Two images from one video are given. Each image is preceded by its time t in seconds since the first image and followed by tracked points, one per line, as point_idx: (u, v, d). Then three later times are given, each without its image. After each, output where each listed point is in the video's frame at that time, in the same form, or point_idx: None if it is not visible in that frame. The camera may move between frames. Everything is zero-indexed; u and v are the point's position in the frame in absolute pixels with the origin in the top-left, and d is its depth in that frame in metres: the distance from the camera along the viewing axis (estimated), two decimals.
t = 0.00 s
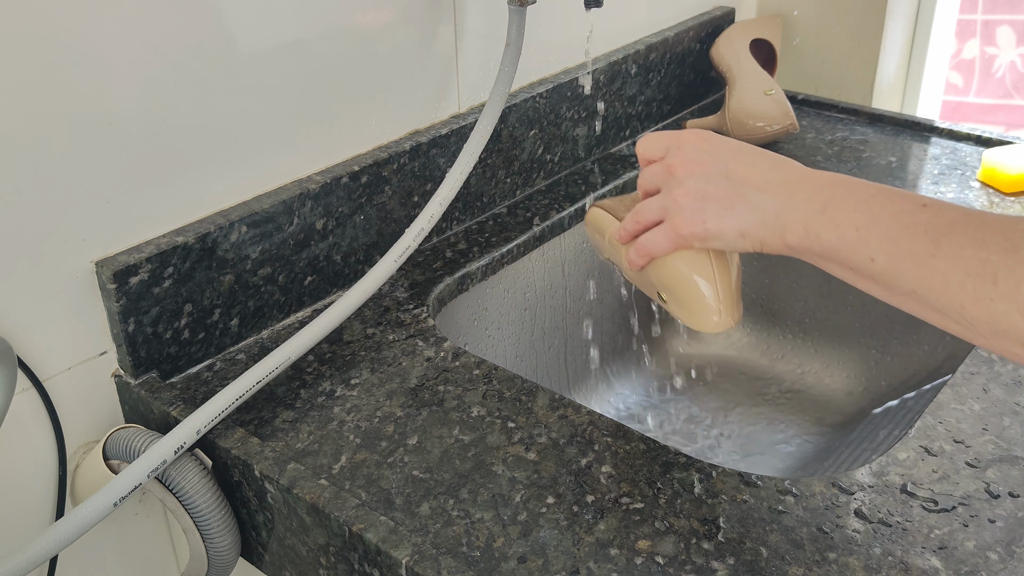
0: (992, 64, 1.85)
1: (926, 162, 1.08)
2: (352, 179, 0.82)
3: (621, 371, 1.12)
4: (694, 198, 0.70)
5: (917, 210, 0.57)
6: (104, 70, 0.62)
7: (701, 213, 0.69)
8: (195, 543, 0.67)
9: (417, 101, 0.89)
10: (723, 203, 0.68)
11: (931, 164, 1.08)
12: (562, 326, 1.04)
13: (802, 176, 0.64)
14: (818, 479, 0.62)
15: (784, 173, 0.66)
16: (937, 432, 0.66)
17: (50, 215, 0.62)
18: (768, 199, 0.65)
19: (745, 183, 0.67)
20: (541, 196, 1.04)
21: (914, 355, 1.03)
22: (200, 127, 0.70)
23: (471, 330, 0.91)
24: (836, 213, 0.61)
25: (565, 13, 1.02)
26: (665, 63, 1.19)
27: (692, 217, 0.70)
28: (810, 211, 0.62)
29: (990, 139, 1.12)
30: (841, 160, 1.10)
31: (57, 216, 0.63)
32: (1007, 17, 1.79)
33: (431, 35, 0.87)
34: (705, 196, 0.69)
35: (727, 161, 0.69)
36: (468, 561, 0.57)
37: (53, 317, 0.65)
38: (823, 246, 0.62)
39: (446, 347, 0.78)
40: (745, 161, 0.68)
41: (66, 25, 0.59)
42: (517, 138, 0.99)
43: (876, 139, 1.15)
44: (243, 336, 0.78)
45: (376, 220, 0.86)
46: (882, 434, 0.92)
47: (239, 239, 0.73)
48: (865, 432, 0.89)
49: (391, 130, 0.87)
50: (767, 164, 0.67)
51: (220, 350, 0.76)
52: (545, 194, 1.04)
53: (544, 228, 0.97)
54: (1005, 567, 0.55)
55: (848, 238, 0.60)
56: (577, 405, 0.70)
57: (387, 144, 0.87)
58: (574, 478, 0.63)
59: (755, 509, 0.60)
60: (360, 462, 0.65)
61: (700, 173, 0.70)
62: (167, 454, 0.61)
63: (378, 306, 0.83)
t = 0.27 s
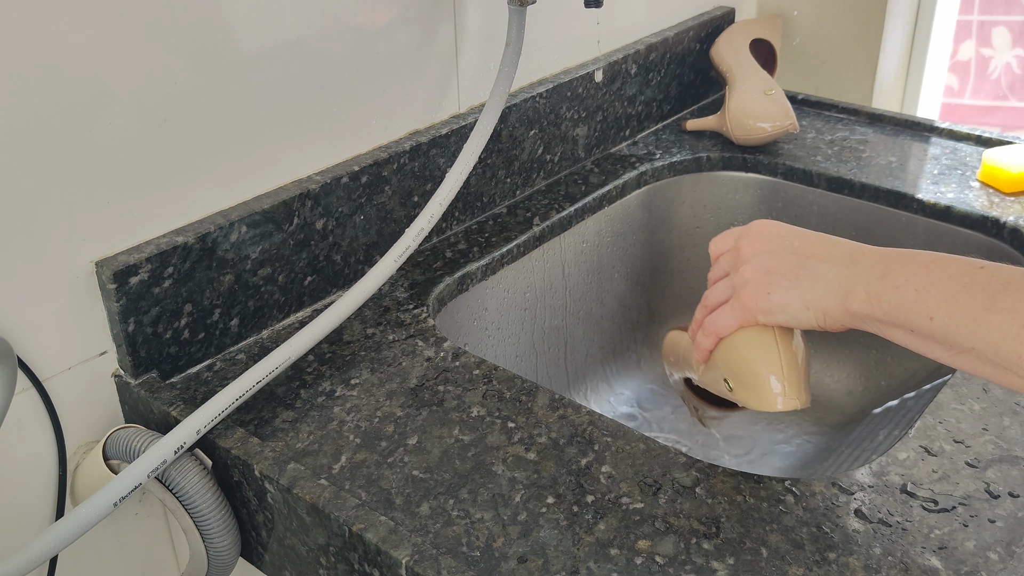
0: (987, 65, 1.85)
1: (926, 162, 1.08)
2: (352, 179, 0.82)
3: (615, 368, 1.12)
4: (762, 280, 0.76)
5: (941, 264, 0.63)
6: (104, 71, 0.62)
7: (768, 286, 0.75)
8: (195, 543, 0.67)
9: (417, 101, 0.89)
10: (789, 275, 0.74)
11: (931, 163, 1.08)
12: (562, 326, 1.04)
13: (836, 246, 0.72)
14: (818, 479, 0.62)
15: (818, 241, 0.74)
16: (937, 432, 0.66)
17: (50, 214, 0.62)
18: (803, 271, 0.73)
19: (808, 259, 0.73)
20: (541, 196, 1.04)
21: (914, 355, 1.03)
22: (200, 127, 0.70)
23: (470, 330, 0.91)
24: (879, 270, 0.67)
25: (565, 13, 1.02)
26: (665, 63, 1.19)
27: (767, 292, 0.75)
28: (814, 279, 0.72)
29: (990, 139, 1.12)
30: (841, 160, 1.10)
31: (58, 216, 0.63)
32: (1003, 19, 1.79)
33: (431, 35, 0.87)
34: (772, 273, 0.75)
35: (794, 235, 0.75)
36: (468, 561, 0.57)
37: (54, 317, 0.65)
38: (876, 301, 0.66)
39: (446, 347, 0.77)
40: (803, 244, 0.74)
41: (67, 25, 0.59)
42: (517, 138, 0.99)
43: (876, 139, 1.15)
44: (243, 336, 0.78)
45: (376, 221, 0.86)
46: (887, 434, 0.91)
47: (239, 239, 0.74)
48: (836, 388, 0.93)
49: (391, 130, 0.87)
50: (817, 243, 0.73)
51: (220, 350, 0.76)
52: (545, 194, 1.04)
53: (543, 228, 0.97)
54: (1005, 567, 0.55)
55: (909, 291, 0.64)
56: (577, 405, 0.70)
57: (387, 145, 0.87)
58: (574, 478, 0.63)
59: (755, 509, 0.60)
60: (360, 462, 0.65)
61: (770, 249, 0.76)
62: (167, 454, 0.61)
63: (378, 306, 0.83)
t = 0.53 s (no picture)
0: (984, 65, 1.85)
1: (926, 163, 1.08)
2: (352, 179, 0.82)
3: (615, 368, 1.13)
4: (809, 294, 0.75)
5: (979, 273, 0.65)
6: (105, 71, 0.62)
7: (819, 303, 0.74)
8: (195, 543, 0.67)
9: (417, 101, 0.89)
10: (840, 291, 0.73)
11: (931, 164, 1.08)
12: (562, 326, 1.05)
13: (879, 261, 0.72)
14: (818, 479, 0.62)
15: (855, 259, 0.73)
16: (937, 432, 0.66)
17: (50, 214, 0.62)
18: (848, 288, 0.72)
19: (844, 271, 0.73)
20: (541, 196, 1.04)
21: (914, 355, 1.02)
22: (201, 127, 0.70)
23: (470, 331, 0.91)
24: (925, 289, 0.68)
25: (565, 13, 1.02)
26: (665, 64, 1.19)
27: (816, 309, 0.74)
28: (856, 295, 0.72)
29: (990, 139, 1.12)
30: (840, 160, 1.10)
31: (58, 216, 0.63)
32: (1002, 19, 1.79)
33: (431, 35, 0.87)
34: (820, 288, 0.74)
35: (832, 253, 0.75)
36: (468, 561, 0.57)
37: (54, 317, 0.65)
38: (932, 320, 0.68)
39: (446, 347, 0.77)
40: (847, 261, 0.74)
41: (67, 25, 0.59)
42: (517, 138, 0.99)
43: (876, 139, 1.15)
44: (243, 336, 0.78)
45: (376, 221, 0.86)
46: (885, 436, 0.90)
47: (239, 239, 0.74)
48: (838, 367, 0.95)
49: (390, 130, 0.87)
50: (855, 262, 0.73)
51: (220, 350, 0.76)
52: (545, 194, 1.04)
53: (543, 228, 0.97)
54: (1006, 567, 0.55)
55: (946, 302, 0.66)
56: (577, 405, 0.70)
57: (387, 145, 0.87)
58: (574, 478, 0.63)
59: (755, 509, 0.60)
60: (360, 462, 0.65)
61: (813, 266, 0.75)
62: (167, 454, 0.61)
63: (378, 306, 0.83)
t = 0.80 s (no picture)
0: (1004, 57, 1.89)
1: (926, 162, 1.08)
2: (352, 179, 0.82)
3: (614, 368, 1.13)
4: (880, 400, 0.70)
5: None
6: (105, 70, 0.62)
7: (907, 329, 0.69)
8: (195, 543, 0.67)
9: (417, 101, 0.89)
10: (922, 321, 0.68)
11: (931, 163, 1.08)
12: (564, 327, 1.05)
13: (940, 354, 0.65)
14: (818, 479, 0.62)
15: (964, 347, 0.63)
16: (937, 432, 0.66)
17: (50, 213, 0.62)
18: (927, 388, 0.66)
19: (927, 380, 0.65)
20: (541, 196, 1.04)
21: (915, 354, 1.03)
22: (201, 126, 0.70)
23: (471, 331, 0.91)
24: None
25: (565, 13, 1.02)
26: (666, 63, 1.19)
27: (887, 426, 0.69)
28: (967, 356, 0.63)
29: (990, 139, 1.11)
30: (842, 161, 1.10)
31: (57, 215, 0.63)
32: (1018, 12, 1.83)
33: (431, 35, 0.87)
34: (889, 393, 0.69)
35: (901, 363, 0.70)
36: (468, 561, 0.57)
37: (53, 317, 0.65)
38: None
39: (446, 347, 0.77)
40: (947, 369, 0.64)
41: (67, 25, 0.59)
42: (517, 138, 0.99)
43: (875, 139, 1.15)
44: (243, 336, 0.78)
45: (376, 220, 0.86)
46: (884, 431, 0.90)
47: (239, 239, 0.74)
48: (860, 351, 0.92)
49: (390, 130, 0.87)
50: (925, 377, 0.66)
51: (220, 350, 0.76)
52: (545, 194, 1.04)
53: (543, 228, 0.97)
54: (1006, 567, 0.55)
55: None
56: (577, 405, 0.70)
57: (387, 144, 0.87)
58: (573, 478, 0.63)
59: (755, 509, 0.60)
60: (360, 462, 0.65)
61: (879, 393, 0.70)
62: (167, 454, 0.61)
63: (378, 306, 0.83)
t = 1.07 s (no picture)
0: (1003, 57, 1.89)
1: (926, 162, 1.08)
2: (352, 179, 0.82)
3: (614, 368, 1.13)
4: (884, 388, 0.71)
5: None
6: (105, 70, 0.62)
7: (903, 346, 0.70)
8: (195, 543, 0.67)
9: (417, 101, 0.89)
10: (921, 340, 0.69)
11: (931, 163, 1.08)
12: (565, 327, 1.05)
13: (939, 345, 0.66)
14: (818, 479, 0.62)
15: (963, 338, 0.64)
16: (937, 432, 0.66)
17: (50, 213, 0.62)
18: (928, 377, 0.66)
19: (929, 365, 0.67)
20: (541, 196, 1.04)
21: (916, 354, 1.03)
22: (201, 127, 0.70)
23: (471, 331, 0.91)
24: None
25: (565, 14, 1.02)
26: (665, 63, 1.19)
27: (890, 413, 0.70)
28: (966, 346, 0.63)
29: (990, 139, 1.11)
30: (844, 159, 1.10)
31: (57, 215, 0.63)
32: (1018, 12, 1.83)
33: (431, 35, 0.87)
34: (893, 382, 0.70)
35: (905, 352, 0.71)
36: (468, 561, 0.57)
37: (53, 317, 0.65)
38: None
39: (446, 347, 0.77)
40: (947, 360, 0.65)
41: (67, 25, 0.59)
42: (517, 138, 0.99)
43: (876, 139, 1.15)
44: (243, 336, 0.78)
45: (376, 220, 0.86)
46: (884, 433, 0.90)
47: (239, 239, 0.74)
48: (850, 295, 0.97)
49: (390, 130, 0.87)
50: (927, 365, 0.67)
51: (220, 350, 0.76)
52: (545, 194, 1.04)
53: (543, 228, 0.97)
54: (1006, 567, 0.55)
55: None
56: (577, 405, 0.70)
57: (387, 144, 0.87)
58: (573, 478, 0.63)
59: (755, 509, 0.60)
60: (360, 462, 0.65)
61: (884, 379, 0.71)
62: (167, 454, 0.61)
63: (378, 306, 0.83)
